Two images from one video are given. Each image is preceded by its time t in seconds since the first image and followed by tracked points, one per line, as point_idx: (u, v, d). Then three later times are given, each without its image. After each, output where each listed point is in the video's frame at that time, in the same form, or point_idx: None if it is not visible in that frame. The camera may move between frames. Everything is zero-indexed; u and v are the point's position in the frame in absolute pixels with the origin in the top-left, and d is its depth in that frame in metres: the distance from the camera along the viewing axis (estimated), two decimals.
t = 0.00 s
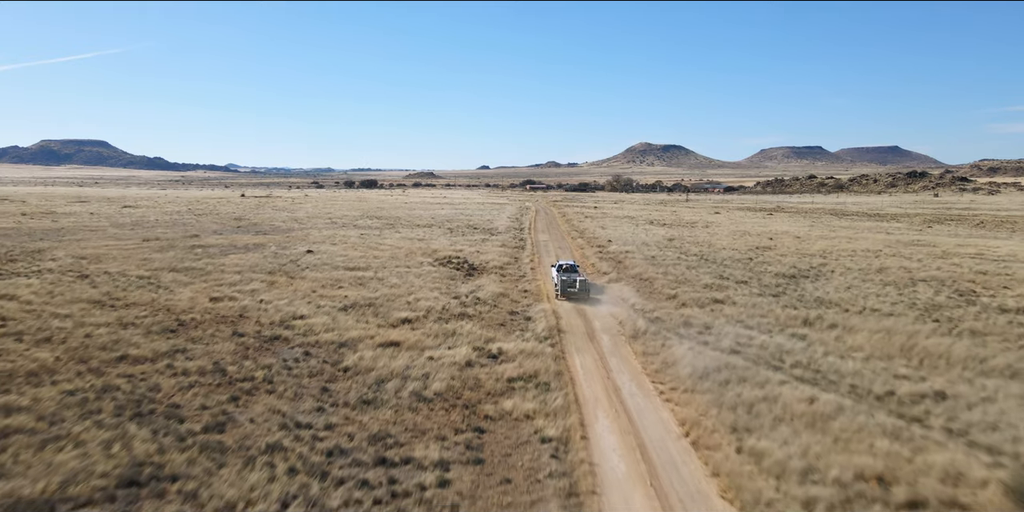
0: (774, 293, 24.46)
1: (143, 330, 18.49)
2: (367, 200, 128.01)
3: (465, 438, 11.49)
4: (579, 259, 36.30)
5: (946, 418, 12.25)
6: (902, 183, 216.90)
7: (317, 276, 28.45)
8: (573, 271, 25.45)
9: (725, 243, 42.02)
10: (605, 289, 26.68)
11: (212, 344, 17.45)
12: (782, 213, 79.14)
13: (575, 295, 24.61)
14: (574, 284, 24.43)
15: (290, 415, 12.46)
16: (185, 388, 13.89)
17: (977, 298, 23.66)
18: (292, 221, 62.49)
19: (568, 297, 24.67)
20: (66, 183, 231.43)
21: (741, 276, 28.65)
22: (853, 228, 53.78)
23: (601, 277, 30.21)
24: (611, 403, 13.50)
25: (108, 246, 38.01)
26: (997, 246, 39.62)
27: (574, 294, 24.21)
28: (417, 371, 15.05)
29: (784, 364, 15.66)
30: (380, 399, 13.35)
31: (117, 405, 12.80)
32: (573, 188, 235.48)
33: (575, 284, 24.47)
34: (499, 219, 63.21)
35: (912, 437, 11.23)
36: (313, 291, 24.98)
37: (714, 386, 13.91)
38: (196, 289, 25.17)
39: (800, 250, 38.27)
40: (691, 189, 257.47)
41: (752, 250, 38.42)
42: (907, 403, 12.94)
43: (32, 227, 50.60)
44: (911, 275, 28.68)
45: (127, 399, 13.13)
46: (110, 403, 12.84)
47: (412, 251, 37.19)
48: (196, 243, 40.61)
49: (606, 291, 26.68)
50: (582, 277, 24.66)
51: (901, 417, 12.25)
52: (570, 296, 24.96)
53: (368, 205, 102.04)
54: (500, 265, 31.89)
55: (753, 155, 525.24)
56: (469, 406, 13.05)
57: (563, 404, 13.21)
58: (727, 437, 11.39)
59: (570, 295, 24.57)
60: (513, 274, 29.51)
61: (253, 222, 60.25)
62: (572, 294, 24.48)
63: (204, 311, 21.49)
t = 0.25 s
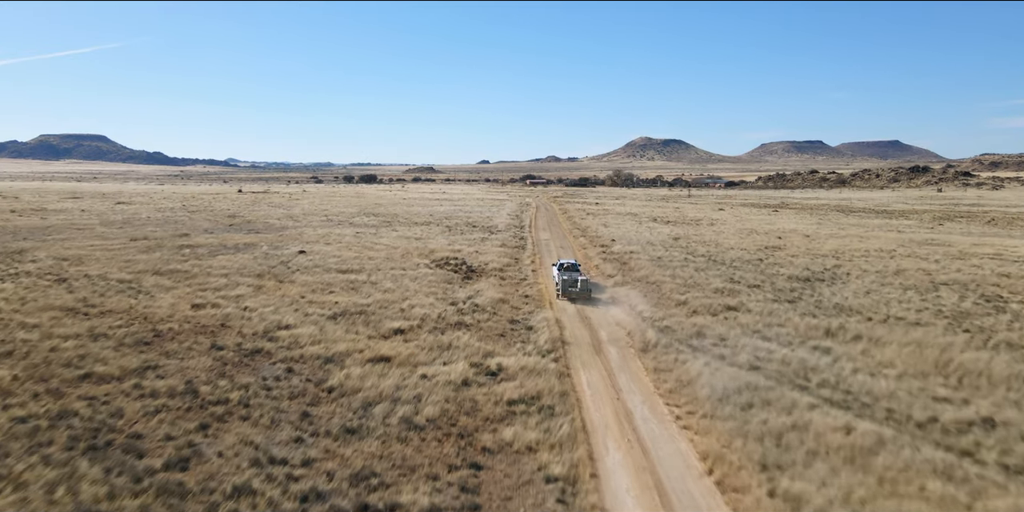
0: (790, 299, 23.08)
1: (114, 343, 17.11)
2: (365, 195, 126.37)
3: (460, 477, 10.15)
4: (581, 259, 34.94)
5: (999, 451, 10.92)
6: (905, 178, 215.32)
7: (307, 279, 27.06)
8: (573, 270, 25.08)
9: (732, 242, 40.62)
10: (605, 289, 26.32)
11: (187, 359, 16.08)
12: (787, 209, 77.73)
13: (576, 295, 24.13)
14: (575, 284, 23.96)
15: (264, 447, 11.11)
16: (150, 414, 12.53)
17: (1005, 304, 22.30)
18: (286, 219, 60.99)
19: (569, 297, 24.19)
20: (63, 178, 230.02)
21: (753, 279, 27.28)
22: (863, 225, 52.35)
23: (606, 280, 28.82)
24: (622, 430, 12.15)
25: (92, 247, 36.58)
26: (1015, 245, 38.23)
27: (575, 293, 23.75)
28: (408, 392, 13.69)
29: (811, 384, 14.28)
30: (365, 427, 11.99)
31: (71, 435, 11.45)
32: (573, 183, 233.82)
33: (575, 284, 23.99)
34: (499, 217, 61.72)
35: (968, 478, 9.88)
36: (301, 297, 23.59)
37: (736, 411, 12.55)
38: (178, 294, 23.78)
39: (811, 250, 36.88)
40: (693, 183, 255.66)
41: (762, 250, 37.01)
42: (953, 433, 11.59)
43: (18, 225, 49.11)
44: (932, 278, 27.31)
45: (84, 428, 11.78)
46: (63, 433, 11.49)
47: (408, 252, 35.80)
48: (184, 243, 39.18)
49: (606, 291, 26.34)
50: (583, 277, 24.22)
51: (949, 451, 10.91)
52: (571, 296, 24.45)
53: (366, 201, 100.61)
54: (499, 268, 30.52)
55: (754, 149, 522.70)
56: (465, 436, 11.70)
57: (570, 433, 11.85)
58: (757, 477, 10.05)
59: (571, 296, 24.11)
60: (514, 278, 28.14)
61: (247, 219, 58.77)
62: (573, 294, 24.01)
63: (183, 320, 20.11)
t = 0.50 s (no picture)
0: (807, 306, 21.72)
1: (79, 359, 15.75)
2: (363, 191, 124.78)
3: None
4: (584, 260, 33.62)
5: None
6: (907, 172, 213.74)
7: (296, 283, 25.69)
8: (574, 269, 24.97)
9: (739, 241, 39.21)
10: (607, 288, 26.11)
11: (158, 377, 14.73)
12: (792, 206, 76.33)
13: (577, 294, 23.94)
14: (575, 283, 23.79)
15: (230, 489, 9.77)
16: (107, 446, 11.18)
17: None
18: (281, 216, 59.52)
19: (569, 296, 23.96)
20: (60, 172, 229.21)
21: (765, 283, 25.90)
22: (873, 223, 50.92)
23: (610, 283, 27.46)
24: (635, 466, 10.82)
25: (75, 247, 35.18)
26: None
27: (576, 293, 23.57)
28: (396, 419, 12.35)
29: (842, 408, 12.95)
30: (347, 463, 10.65)
31: (13, 474, 10.11)
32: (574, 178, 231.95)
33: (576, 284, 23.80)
34: (498, 214, 60.31)
35: None
36: (288, 304, 22.23)
37: (763, 443, 11.21)
38: (158, 300, 22.39)
39: (822, 250, 35.51)
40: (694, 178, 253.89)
41: (771, 250, 35.64)
42: (1011, 471, 10.25)
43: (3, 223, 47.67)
44: (954, 282, 25.93)
45: (29, 464, 10.43)
46: (4, 471, 10.15)
47: (404, 252, 34.45)
48: (172, 242, 37.80)
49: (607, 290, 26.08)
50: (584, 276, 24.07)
51: (1011, 495, 9.56)
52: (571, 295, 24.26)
53: (363, 197, 99.13)
54: (499, 270, 29.14)
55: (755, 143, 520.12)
56: (459, 475, 10.37)
57: (577, 470, 10.52)
58: None
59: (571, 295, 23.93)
60: (513, 281, 26.84)
61: (240, 217, 57.30)
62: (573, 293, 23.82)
63: (160, 330, 18.76)
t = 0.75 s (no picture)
0: (825, 315, 20.41)
1: (39, 378, 14.41)
2: (361, 186, 123.14)
3: None
4: (586, 261, 32.26)
5: None
6: (910, 167, 212.31)
7: (284, 288, 24.33)
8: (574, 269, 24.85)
9: (747, 241, 37.80)
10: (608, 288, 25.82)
11: (122, 401, 13.38)
12: (797, 202, 75.00)
13: (577, 294, 23.78)
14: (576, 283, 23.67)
15: None
16: (51, 489, 9.83)
17: None
18: (275, 213, 58.04)
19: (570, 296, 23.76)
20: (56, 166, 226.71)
21: (779, 289, 24.57)
22: (883, 221, 49.60)
23: (615, 288, 26.12)
24: None
25: (57, 248, 33.76)
26: None
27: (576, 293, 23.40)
28: (381, 454, 11.00)
29: (878, 439, 11.65)
30: None
31: None
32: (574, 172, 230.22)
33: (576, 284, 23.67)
34: (497, 211, 58.86)
35: None
36: (274, 312, 20.88)
37: (796, 485, 9.91)
38: (135, 309, 21.03)
39: (834, 251, 34.14)
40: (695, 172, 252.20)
41: (781, 250, 34.26)
42: None
43: None
44: (977, 287, 24.62)
45: None
46: None
47: (399, 254, 33.09)
48: (159, 243, 36.37)
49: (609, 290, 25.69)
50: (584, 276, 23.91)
51: None
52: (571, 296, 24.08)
53: (361, 193, 97.61)
54: (497, 274, 27.85)
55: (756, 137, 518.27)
56: None
57: None
58: None
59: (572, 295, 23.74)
60: (513, 286, 25.51)
61: (232, 214, 55.80)
62: (574, 293, 23.65)
63: (133, 343, 17.41)
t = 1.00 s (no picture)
0: (846, 326, 19.10)
1: None
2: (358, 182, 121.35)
3: None
4: (589, 264, 30.88)
5: None
6: (913, 161, 210.68)
7: (270, 295, 23.00)
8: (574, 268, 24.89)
9: (755, 241, 36.39)
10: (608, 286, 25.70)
11: (78, 431, 12.05)
12: (803, 198, 73.64)
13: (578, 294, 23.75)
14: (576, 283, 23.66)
15: None
16: None
17: None
18: (268, 211, 56.49)
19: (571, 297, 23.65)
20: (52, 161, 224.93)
21: (793, 295, 23.25)
22: (893, 219, 48.28)
23: (620, 293, 24.80)
24: None
25: (37, 249, 32.36)
26: None
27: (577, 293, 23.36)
28: (362, 501, 9.66)
29: (923, 480, 10.34)
30: None
31: None
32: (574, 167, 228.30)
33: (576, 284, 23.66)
34: (497, 208, 57.38)
35: None
36: (257, 323, 19.56)
37: None
38: (109, 318, 19.69)
39: (847, 252, 32.73)
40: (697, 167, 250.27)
41: (792, 252, 32.83)
42: None
43: None
44: (1003, 293, 23.31)
45: None
46: None
47: (394, 256, 31.69)
48: (144, 244, 34.91)
49: (610, 291, 25.39)
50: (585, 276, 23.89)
51: None
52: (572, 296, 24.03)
53: (359, 188, 96.12)
54: (496, 278, 26.53)
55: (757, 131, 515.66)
56: None
57: None
58: None
59: (572, 295, 23.67)
60: (512, 293, 24.15)
61: (224, 212, 54.30)
62: (574, 294, 23.60)
63: (101, 360, 16.09)
